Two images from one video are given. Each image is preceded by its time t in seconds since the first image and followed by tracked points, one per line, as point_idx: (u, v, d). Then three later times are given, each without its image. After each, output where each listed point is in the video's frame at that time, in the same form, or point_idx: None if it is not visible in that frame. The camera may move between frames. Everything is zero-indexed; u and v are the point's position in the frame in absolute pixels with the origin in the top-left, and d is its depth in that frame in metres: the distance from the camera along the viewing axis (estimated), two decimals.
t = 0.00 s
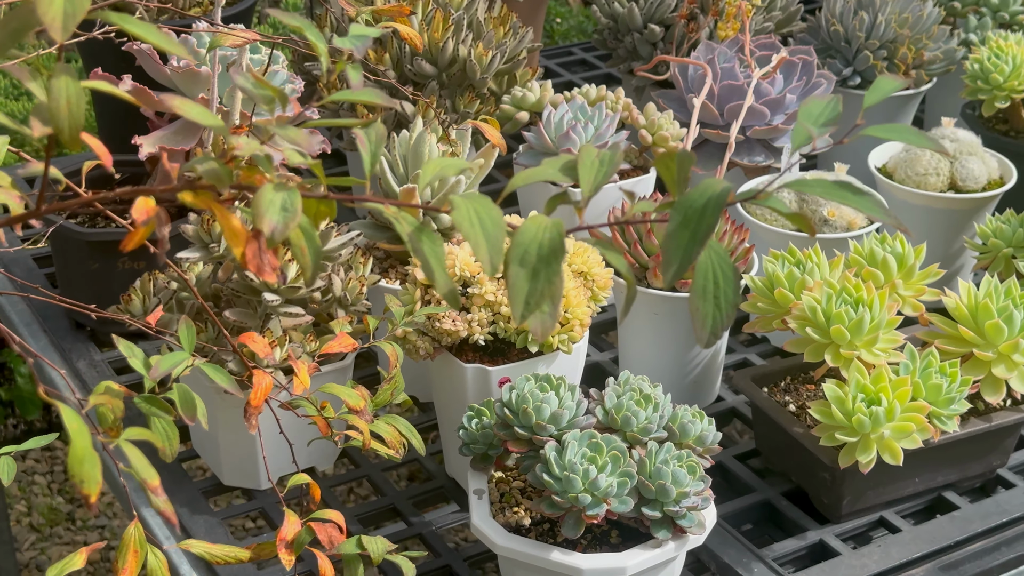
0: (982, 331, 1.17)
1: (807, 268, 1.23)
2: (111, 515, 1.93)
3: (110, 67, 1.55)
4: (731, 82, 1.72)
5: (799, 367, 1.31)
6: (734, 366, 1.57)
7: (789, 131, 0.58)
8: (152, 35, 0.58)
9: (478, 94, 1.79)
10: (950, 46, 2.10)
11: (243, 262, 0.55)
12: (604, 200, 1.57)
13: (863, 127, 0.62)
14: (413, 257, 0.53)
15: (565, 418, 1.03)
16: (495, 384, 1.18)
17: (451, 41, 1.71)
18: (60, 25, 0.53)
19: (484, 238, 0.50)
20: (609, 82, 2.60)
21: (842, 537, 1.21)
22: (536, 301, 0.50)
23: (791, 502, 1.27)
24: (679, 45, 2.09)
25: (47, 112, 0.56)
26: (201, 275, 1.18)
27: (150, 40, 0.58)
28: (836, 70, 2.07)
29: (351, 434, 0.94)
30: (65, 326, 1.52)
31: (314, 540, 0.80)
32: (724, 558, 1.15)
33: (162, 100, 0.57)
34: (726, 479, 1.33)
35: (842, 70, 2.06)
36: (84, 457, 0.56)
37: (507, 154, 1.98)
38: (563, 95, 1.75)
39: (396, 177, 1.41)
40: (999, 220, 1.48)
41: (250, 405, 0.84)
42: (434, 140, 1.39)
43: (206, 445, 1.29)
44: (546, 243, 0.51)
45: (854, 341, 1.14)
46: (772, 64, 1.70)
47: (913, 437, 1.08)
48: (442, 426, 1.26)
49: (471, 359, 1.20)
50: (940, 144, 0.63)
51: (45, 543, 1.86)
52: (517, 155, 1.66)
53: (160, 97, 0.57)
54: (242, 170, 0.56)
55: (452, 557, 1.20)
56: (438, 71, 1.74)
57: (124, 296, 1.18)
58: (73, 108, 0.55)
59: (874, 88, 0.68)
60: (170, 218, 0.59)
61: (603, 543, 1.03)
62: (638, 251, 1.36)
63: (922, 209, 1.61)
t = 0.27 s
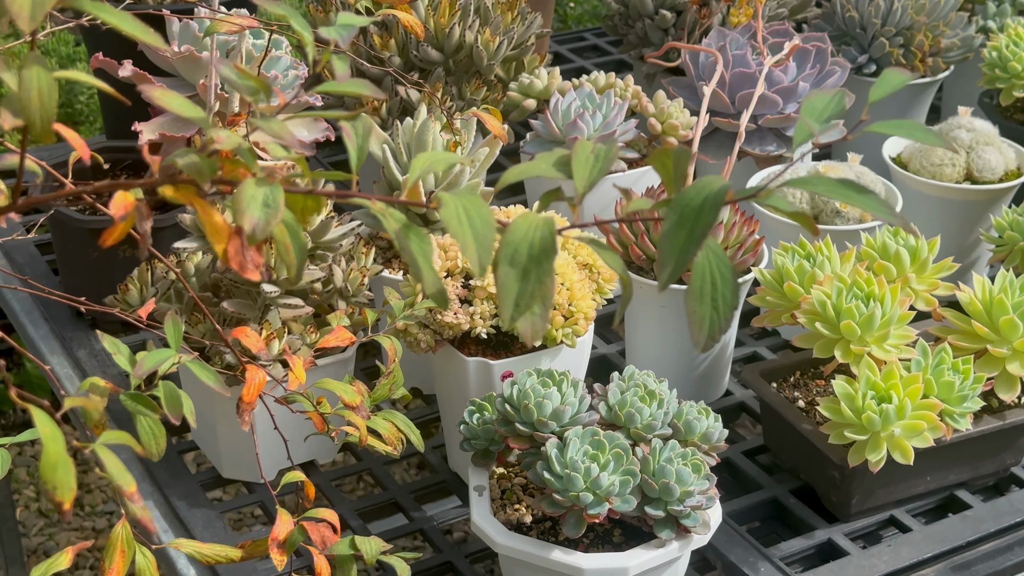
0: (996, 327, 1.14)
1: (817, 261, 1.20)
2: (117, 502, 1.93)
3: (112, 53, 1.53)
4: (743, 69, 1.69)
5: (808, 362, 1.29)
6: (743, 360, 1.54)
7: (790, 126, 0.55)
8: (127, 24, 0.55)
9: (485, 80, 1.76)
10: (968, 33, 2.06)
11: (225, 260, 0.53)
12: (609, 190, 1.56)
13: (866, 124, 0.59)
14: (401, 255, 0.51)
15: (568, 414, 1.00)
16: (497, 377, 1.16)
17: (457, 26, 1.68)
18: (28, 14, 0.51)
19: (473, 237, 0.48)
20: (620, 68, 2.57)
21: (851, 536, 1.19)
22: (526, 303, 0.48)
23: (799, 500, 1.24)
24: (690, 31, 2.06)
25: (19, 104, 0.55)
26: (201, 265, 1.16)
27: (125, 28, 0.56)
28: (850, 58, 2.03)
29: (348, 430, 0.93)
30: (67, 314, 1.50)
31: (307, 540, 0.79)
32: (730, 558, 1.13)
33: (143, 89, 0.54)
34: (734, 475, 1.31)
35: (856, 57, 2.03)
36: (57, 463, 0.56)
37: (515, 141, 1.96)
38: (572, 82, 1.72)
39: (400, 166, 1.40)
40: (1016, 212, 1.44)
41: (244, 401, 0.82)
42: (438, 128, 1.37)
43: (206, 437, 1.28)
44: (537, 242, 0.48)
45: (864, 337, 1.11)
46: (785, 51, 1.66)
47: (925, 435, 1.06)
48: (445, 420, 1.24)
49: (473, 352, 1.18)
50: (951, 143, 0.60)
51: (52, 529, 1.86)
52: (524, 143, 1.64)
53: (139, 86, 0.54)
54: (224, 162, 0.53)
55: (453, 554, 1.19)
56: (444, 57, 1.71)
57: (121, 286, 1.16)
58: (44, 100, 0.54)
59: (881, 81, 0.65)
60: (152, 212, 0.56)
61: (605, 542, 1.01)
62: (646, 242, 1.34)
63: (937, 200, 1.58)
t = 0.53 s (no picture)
0: (1002, 327, 1.12)
1: (820, 258, 1.18)
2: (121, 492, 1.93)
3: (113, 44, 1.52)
4: (748, 62, 1.67)
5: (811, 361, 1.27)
6: (746, 357, 1.52)
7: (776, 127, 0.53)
8: (89, 20, 0.56)
9: (488, 72, 1.75)
10: (980, 25, 2.03)
11: (198, 262, 0.51)
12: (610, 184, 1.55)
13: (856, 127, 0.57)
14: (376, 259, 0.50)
15: (563, 414, 0.99)
16: (494, 374, 1.15)
17: (459, 17, 1.67)
18: None
19: (449, 242, 0.47)
20: (628, 59, 2.54)
21: (852, 538, 1.17)
22: (503, 310, 0.47)
23: (800, 501, 1.23)
24: (698, 22, 2.03)
25: None
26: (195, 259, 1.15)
27: (89, 25, 0.56)
28: (860, 50, 2.00)
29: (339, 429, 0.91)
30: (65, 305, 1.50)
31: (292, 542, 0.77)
32: (728, 559, 1.12)
33: (113, 87, 0.52)
34: (734, 474, 1.30)
35: (865, 50, 2.00)
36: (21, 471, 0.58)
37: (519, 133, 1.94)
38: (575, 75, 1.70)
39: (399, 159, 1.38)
40: None
41: (230, 401, 0.81)
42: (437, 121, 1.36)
43: (203, 432, 1.29)
44: (514, 248, 0.47)
45: (866, 337, 1.09)
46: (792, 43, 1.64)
47: (926, 437, 1.04)
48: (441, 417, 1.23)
49: (470, 349, 1.17)
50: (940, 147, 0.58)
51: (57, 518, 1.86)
52: (526, 136, 1.62)
53: (109, 83, 0.52)
54: (198, 162, 0.52)
55: (448, 552, 1.18)
56: (446, 48, 1.70)
57: (115, 280, 1.15)
58: (9, 98, 0.55)
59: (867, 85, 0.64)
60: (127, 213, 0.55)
61: (600, 543, 0.99)
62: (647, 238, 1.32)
63: (945, 196, 1.55)
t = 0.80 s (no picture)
0: (1000, 331, 1.10)
1: (816, 260, 1.16)
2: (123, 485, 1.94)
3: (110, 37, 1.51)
4: (750, 58, 1.65)
5: (807, 364, 1.25)
6: (745, 357, 1.51)
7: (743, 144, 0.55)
8: (38, 27, 0.59)
9: (487, 67, 1.74)
10: (989, 21, 2.00)
11: (154, 271, 0.50)
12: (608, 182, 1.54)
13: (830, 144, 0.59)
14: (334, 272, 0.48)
15: (549, 418, 0.98)
16: (484, 376, 1.14)
17: (458, 11, 1.65)
18: None
19: (406, 254, 0.46)
20: (634, 53, 2.52)
21: (846, 544, 1.16)
22: (460, 325, 0.45)
23: (795, 505, 1.21)
24: (702, 17, 2.01)
25: None
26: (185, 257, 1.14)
27: (38, 32, 0.59)
28: (866, 46, 1.98)
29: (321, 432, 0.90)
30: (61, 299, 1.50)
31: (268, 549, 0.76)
32: (720, 564, 1.11)
33: (69, 92, 0.51)
34: (729, 477, 1.28)
35: (872, 45, 1.98)
36: None
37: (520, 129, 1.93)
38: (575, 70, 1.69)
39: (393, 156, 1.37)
40: None
41: (208, 404, 0.80)
42: (432, 117, 1.34)
43: (193, 431, 1.28)
44: (473, 261, 0.46)
45: (861, 341, 1.07)
46: (794, 39, 1.62)
47: (921, 444, 1.02)
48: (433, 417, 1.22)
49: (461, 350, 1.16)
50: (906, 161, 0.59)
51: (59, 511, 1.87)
52: (525, 132, 1.61)
53: (66, 88, 0.51)
54: (157, 168, 0.50)
55: (438, 554, 1.17)
56: (445, 43, 1.69)
57: (103, 277, 1.14)
58: None
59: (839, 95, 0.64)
60: (85, 221, 0.54)
61: (587, 549, 0.98)
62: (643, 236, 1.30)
63: (949, 195, 1.53)
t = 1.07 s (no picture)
0: (996, 337, 1.08)
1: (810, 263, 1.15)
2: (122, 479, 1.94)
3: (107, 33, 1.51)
4: (752, 56, 1.63)
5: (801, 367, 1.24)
6: (742, 358, 1.49)
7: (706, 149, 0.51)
8: None
9: (487, 64, 1.72)
10: (997, 18, 1.97)
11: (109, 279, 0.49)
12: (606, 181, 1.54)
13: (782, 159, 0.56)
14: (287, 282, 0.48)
15: (534, 421, 0.97)
16: (473, 377, 1.13)
17: (457, 8, 1.64)
18: None
19: (357, 266, 0.45)
20: (640, 50, 2.51)
21: (838, 550, 1.14)
22: (412, 338, 0.45)
23: (787, 510, 1.20)
24: (706, 14, 1.99)
25: None
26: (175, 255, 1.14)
27: None
28: (872, 43, 1.95)
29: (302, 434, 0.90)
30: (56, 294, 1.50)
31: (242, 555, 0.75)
32: (709, 569, 1.10)
33: (23, 97, 0.50)
34: (721, 480, 1.27)
35: (878, 43, 1.95)
36: None
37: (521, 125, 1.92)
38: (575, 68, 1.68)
39: (387, 154, 1.37)
40: None
41: (184, 407, 0.79)
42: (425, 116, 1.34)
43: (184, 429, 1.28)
44: (425, 274, 0.45)
45: (853, 345, 1.06)
46: (796, 37, 1.60)
47: (912, 450, 1.00)
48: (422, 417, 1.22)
49: (450, 351, 1.15)
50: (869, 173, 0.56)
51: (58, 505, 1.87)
52: (523, 130, 1.60)
53: (20, 93, 0.50)
54: (113, 174, 0.50)
55: (426, 555, 1.17)
56: (444, 39, 1.68)
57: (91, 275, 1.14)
58: None
59: (797, 107, 0.61)
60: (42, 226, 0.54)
61: (571, 554, 0.97)
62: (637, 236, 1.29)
63: (950, 196, 1.51)
